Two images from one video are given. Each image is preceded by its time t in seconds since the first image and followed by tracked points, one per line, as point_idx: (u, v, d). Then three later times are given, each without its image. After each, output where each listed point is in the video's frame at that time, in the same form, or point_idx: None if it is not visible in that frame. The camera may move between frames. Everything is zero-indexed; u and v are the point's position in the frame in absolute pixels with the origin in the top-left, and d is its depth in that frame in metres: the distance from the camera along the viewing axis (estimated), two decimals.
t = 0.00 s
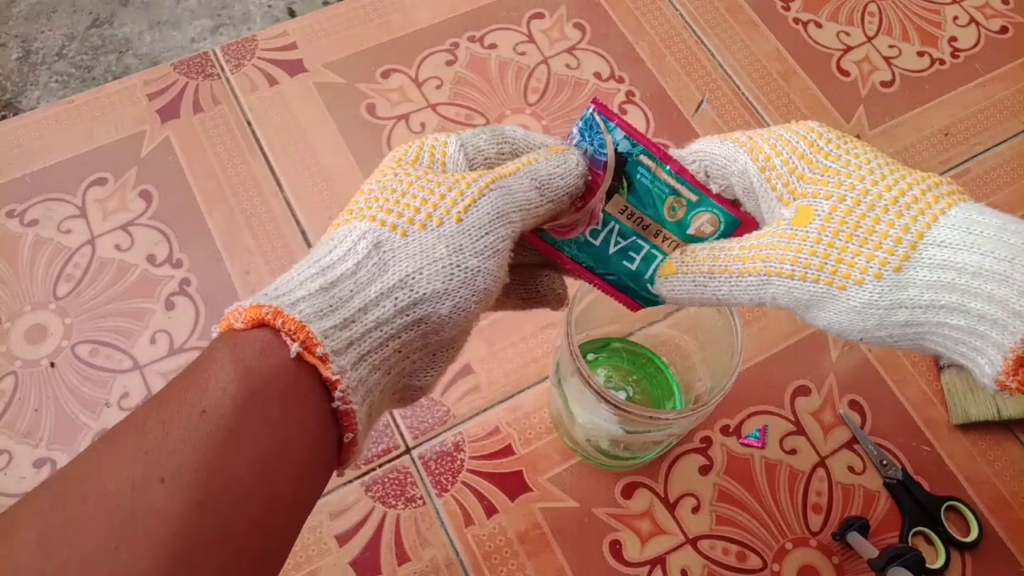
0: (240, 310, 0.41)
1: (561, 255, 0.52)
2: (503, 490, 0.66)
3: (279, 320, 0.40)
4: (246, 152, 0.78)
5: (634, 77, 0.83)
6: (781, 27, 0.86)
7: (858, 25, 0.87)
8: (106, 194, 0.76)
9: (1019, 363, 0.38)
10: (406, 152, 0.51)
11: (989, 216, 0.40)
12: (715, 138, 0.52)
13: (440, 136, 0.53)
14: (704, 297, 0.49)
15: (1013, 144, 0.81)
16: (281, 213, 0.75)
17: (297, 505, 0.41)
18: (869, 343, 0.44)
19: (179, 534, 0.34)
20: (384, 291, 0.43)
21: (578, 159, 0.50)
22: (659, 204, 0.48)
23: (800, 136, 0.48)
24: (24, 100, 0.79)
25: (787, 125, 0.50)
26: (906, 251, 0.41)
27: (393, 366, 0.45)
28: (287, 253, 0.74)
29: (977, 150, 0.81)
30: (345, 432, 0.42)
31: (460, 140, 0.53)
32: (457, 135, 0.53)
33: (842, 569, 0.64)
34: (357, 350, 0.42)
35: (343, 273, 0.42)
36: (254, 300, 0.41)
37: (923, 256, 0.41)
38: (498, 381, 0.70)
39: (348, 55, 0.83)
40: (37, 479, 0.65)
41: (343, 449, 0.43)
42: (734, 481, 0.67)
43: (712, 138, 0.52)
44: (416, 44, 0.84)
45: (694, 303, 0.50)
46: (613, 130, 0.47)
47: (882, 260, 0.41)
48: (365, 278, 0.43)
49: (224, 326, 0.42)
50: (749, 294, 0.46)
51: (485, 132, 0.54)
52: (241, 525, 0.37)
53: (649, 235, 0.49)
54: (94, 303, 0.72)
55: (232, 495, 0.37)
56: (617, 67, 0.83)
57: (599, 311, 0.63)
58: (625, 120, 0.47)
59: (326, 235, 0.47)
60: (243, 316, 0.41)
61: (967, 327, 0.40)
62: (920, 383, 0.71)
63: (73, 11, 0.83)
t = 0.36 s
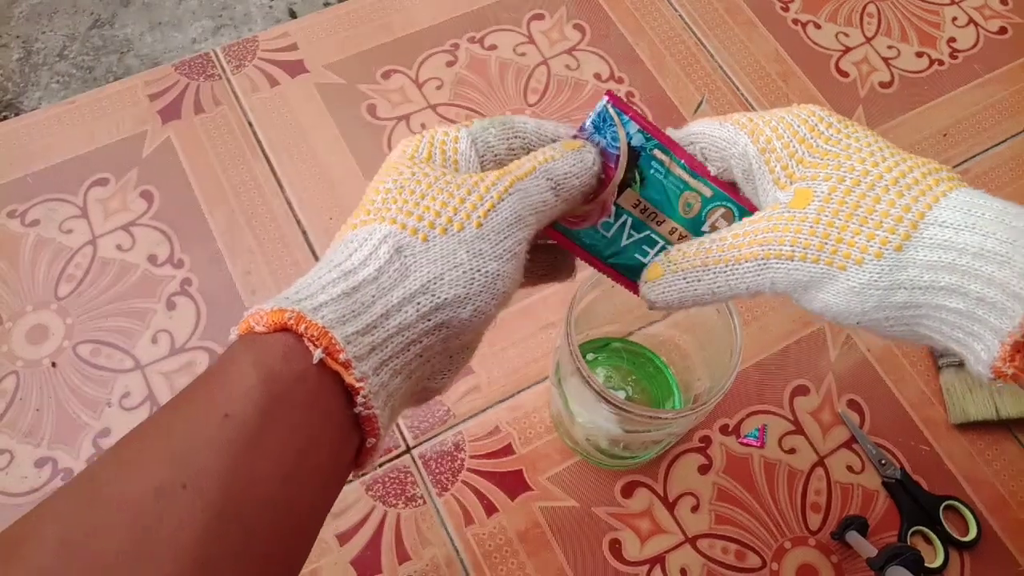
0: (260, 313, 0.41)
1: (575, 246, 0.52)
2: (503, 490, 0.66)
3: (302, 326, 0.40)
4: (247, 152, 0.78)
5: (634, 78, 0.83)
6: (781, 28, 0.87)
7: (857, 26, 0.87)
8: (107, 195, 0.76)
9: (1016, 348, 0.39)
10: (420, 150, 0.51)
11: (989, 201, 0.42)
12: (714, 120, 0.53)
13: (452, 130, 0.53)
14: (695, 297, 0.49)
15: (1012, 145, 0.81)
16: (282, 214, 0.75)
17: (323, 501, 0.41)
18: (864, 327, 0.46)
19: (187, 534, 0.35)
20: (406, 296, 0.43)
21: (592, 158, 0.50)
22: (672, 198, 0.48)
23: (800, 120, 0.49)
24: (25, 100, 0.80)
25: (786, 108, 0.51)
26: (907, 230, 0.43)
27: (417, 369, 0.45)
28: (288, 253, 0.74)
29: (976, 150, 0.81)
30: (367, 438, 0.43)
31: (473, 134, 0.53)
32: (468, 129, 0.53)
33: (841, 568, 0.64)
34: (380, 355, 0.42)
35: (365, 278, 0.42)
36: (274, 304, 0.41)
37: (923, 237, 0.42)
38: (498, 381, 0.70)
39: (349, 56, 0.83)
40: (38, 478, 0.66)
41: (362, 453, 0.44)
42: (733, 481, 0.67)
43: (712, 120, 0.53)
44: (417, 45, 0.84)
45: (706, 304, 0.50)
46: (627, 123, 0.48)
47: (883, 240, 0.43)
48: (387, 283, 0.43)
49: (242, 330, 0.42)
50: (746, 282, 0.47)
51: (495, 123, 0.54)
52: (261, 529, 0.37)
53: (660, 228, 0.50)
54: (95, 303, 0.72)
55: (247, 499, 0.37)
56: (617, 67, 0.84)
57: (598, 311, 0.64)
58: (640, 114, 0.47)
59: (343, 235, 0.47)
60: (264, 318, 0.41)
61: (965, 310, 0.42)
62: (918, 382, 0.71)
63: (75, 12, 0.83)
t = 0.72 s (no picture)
0: (291, 315, 0.40)
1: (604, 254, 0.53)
2: (503, 490, 0.66)
3: (338, 341, 0.40)
4: (247, 152, 0.78)
5: (634, 78, 0.83)
6: (781, 28, 0.87)
7: (857, 26, 0.87)
8: (107, 195, 0.76)
9: (1009, 360, 0.39)
10: (455, 150, 0.49)
11: (987, 215, 0.42)
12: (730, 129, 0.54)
13: (487, 128, 0.51)
14: (705, 295, 0.51)
15: (1011, 145, 0.81)
16: (282, 214, 0.75)
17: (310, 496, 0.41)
18: (863, 335, 0.46)
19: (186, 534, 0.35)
20: (429, 323, 0.44)
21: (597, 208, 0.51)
22: (700, 201, 0.49)
23: (810, 131, 0.50)
24: (25, 100, 0.80)
25: (796, 119, 0.52)
26: (901, 244, 0.43)
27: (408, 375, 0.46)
28: (288, 253, 0.74)
29: (976, 150, 0.81)
30: (359, 422, 0.43)
31: (504, 139, 0.52)
32: (500, 131, 0.52)
33: (841, 568, 0.64)
34: (390, 372, 0.44)
35: (400, 295, 0.43)
36: (310, 306, 0.41)
37: (917, 250, 0.42)
38: (498, 381, 0.70)
39: (349, 56, 0.83)
40: (38, 478, 0.66)
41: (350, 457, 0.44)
42: (733, 481, 0.67)
43: (727, 129, 0.53)
44: (416, 45, 0.84)
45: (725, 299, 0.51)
46: (656, 136, 0.48)
47: (878, 252, 0.43)
48: (417, 306, 0.44)
49: (267, 318, 0.41)
50: (747, 285, 0.48)
51: (521, 133, 0.53)
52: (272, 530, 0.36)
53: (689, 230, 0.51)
54: (95, 304, 0.72)
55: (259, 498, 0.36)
56: (617, 67, 0.84)
57: (597, 310, 0.64)
58: (667, 125, 0.48)
59: (363, 227, 0.45)
60: (298, 321, 0.40)
61: (958, 324, 0.41)
62: (918, 382, 0.71)
63: (75, 12, 0.83)
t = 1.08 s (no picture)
0: (307, 337, 0.40)
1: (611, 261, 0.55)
2: (503, 490, 0.66)
3: (354, 364, 0.40)
4: (247, 152, 0.78)
5: (634, 77, 0.83)
6: (781, 28, 0.87)
7: (857, 26, 0.87)
8: (107, 195, 0.76)
9: (982, 302, 0.38)
10: (473, 159, 0.49)
11: (956, 147, 0.41)
12: (689, 93, 0.53)
13: (505, 135, 0.51)
14: (674, 265, 0.50)
15: (1011, 145, 0.81)
16: (282, 213, 0.76)
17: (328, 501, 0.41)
18: (837, 283, 0.46)
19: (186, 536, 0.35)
20: (447, 346, 0.44)
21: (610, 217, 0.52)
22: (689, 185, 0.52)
23: (770, 79, 0.49)
24: (25, 100, 0.80)
25: (752, 69, 0.51)
26: (865, 179, 0.43)
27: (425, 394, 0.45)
28: (288, 253, 0.74)
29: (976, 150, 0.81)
30: (375, 442, 0.43)
31: (523, 144, 0.51)
32: (519, 137, 0.51)
33: (841, 568, 0.64)
34: (407, 395, 0.44)
35: (416, 321, 0.43)
36: (326, 329, 0.40)
37: (882, 186, 0.42)
38: (498, 381, 0.70)
39: (349, 56, 0.83)
40: (38, 478, 0.66)
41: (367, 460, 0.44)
42: (733, 481, 0.67)
43: (688, 93, 0.53)
44: (416, 44, 0.84)
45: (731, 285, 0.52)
46: (631, 143, 0.50)
47: (843, 191, 0.43)
48: (434, 329, 0.43)
49: (281, 337, 0.41)
50: (714, 243, 0.48)
51: (541, 136, 0.53)
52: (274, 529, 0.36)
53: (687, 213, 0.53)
54: (95, 304, 0.72)
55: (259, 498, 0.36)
56: (617, 67, 0.84)
57: (597, 311, 0.65)
58: (635, 129, 0.50)
59: (376, 242, 0.45)
60: (314, 343, 0.40)
61: (931, 263, 0.41)
62: (918, 382, 0.71)
63: (74, 11, 0.83)
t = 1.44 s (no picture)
0: (313, 336, 0.41)
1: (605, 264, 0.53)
2: (503, 489, 0.66)
3: (360, 365, 0.41)
4: (248, 152, 0.79)
5: (634, 79, 0.84)
6: (780, 29, 0.87)
7: (856, 27, 0.88)
8: (109, 195, 0.77)
9: None
10: (477, 161, 0.49)
11: (1013, 129, 0.42)
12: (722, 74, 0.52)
13: (507, 136, 0.51)
14: (708, 248, 0.49)
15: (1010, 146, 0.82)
16: (282, 214, 0.76)
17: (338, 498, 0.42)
18: (882, 268, 0.46)
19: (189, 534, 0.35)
20: (450, 347, 0.45)
21: (604, 215, 0.53)
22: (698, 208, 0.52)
23: (812, 65, 0.50)
24: (27, 101, 0.80)
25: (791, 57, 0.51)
26: (923, 162, 0.43)
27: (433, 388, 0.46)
28: (289, 253, 0.74)
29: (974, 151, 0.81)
30: (376, 441, 0.44)
31: (524, 146, 0.52)
32: (520, 139, 0.52)
33: (839, 567, 0.65)
34: (411, 393, 0.45)
35: (422, 322, 0.43)
36: (332, 328, 0.41)
37: (941, 168, 0.43)
38: (498, 380, 0.70)
39: (349, 57, 0.83)
40: (40, 477, 0.66)
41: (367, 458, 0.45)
42: (733, 480, 0.68)
43: (720, 74, 0.52)
44: (416, 45, 0.84)
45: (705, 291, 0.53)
46: (663, 145, 0.51)
47: (899, 174, 0.43)
48: (440, 332, 0.44)
49: (287, 335, 0.41)
50: (759, 229, 0.47)
51: (539, 135, 0.53)
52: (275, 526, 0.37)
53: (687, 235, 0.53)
54: (97, 303, 0.72)
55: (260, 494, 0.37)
56: (616, 68, 0.84)
57: (597, 311, 0.65)
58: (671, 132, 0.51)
59: (382, 242, 0.45)
60: (322, 343, 0.41)
61: (989, 244, 0.42)
62: (917, 382, 0.71)
63: (76, 12, 0.84)
